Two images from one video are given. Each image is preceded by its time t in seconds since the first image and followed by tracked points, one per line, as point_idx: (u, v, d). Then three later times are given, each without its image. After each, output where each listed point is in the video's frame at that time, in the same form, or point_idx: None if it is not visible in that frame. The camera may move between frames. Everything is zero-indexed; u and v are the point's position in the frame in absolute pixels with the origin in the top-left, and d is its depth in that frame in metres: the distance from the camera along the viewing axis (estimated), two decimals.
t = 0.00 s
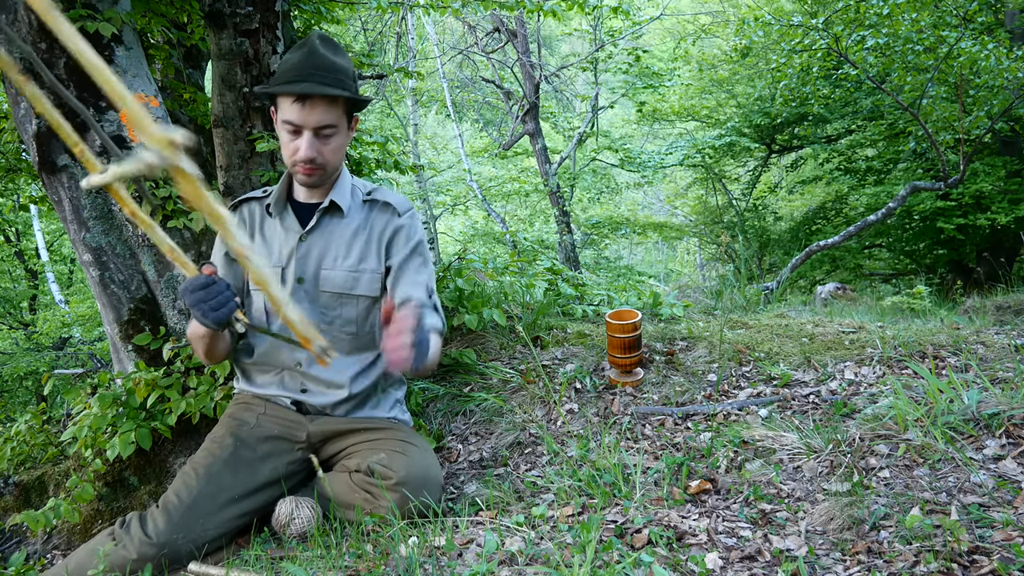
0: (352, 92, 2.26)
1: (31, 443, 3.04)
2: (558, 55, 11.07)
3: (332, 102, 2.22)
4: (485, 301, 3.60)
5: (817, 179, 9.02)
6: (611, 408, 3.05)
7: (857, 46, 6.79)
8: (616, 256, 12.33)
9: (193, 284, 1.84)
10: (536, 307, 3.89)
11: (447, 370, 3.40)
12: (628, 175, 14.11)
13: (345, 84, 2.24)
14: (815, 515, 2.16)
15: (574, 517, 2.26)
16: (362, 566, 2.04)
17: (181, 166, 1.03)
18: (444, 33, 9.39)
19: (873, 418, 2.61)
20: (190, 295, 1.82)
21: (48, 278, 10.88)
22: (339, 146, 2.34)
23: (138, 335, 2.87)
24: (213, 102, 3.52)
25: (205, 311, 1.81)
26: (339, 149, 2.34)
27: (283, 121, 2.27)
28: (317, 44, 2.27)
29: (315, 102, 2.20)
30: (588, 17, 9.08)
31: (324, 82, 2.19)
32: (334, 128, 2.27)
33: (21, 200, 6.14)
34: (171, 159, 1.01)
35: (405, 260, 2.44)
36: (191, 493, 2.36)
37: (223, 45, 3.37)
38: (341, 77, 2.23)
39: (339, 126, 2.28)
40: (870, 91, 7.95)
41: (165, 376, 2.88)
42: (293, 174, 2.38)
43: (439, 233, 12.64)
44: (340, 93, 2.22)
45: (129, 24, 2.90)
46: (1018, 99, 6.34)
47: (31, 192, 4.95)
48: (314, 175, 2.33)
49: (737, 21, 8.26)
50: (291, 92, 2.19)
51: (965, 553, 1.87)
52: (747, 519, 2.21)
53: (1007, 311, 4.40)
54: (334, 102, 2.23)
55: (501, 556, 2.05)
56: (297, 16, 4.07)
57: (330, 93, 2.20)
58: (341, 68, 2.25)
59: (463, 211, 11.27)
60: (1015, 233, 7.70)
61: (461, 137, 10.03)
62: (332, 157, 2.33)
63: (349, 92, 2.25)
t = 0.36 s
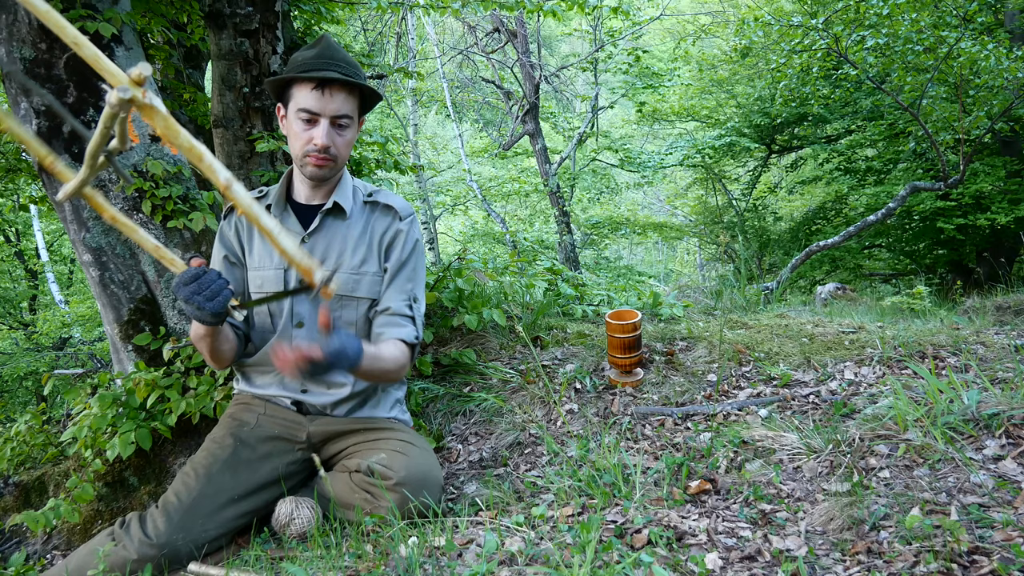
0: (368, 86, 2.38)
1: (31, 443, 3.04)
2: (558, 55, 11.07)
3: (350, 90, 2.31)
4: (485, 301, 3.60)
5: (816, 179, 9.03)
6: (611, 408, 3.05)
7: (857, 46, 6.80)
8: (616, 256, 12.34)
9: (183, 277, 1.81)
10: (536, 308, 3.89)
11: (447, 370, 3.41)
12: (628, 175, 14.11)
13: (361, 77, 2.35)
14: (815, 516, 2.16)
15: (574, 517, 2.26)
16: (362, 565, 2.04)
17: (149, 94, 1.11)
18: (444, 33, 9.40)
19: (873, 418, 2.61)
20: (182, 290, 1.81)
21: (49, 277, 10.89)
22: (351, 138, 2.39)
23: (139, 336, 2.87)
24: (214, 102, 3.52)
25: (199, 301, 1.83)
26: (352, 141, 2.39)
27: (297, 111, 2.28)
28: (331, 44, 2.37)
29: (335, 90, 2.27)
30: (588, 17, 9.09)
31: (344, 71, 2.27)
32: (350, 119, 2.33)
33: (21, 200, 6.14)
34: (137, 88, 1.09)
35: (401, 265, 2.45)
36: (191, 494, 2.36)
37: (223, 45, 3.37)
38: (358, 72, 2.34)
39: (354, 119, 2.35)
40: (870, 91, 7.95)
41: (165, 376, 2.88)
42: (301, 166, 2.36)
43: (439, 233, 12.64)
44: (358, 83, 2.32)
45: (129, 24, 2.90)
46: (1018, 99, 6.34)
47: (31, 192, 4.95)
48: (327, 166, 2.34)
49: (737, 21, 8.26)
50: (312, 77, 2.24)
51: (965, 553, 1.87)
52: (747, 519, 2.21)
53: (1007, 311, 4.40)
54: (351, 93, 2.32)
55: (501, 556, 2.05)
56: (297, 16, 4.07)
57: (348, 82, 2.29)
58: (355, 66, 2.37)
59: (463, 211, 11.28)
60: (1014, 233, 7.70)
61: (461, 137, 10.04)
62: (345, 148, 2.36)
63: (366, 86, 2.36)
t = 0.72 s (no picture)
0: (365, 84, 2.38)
1: (31, 443, 3.04)
2: (558, 55, 11.07)
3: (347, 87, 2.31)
4: (485, 301, 3.60)
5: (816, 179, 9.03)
6: (611, 408, 3.06)
7: (857, 46, 6.81)
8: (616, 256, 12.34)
9: (173, 288, 1.86)
10: (536, 308, 3.89)
11: (447, 370, 3.41)
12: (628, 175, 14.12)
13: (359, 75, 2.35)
14: (815, 516, 2.16)
15: (574, 517, 2.26)
16: (362, 565, 2.04)
17: (114, 102, 0.99)
18: (444, 33, 9.40)
19: (873, 418, 2.61)
20: (176, 300, 1.86)
21: (48, 277, 10.89)
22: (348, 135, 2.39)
23: (139, 336, 2.87)
24: (214, 102, 3.52)
25: (194, 308, 1.88)
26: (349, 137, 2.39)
27: (294, 106, 2.28)
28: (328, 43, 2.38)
29: (331, 85, 2.27)
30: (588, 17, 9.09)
31: (341, 67, 2.27)
32: (347, 114, 2.33)
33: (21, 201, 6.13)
34: (100, 100, 0.97)
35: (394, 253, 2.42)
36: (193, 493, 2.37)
37: (223, 45, 3.38)
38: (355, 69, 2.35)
39: (350, 114, 2.34)
40: (870, 91, 7.95)
41: (165, 377, 2.88)
42: (298, 162, 2.36)
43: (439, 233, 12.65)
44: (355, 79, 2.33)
45: (129, 24, 2.90)
46: (1017, 99, 6.35)
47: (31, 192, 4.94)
48: (324, 162, 2.33)
49: (737, 21, 8.26)
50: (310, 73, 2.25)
51: (965, 553, 1.87)
52: (747, 519, 2.21)
53: (1007, 311, 4.40)
54: (347, 88, 2.32)
55: (501, 556, 2.06)
56: (297, 16, 4.07)
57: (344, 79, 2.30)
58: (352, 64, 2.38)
59: (463, 211, 11.28)
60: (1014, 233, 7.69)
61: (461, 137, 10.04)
62: (341, 144, 2.36)
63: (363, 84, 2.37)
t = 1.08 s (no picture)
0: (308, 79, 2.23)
1: (31, 443, 3.04)
2: (558, 55, 11.06)
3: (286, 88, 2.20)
4: (485, 301, 3.60)
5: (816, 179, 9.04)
6: (611, 408, 3.06)
7: (857, 46, 6.81)
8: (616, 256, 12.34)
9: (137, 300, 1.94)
10: (536, 308, 3.89)
11: (447, 370, 3.41)
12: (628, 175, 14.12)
13: (300, 72, 2.22)
14: (815, 516, 2.16)
15: (574, 517, 2.26)
16: (362, 566, 2.04)
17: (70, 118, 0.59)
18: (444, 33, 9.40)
19: (873, 418, 2.61)
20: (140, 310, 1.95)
21: (48, 277, 10.89)
22: (299, 135, 2.26)
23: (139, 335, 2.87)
24: (214, 103, 3.52)
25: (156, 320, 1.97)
26: (298, 137, 2.26)
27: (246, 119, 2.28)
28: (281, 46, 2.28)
29: (264, 91, 2.20)
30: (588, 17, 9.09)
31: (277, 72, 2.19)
32: (285, 115, 2.20)
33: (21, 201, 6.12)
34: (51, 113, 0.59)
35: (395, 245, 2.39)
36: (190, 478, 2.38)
37: (223, 45, 3.38)
38: (299, 68, 2.22)
39: (292, 116, 2.22)
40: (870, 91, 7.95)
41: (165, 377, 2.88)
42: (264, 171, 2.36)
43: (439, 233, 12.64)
44: (293, 77, 2.21)
45: (129, 24, 2.91)
46: (1017, 99, 6.34)
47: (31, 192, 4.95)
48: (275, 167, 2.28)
49: (737, 21, 8.27)
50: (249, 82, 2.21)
51: (965, 553, 1.86)
52: (747, 519, 2.21)
53: (1007, 311, 4.40)
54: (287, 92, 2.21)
55: (501, 556, 2.06)
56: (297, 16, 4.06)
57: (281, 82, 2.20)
58: (303, 62, 2.25)
59: (463, 211, 11.27)
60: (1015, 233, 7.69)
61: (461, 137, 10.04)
62: (290, 147, 2.26)
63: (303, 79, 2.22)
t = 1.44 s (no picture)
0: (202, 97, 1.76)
1: (31, 443, 3.04)
2: (558, 55, 11.06)
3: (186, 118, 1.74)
4: (485, 301, 3.59)
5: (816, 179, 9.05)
6: (611, 408, 3.05)
7: (857, 46, 6.81)
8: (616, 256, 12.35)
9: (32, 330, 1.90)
10: (536, 307, 3.90)
11: (447, 370, 3.40)
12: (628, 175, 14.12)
13: (191, 92, 1.76)
14: (815, 516, 2.16)
15: (574, 518, 2.27)
16: (362, 566, 2.06)
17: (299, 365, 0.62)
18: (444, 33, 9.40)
19: (873, 418, 2.61)
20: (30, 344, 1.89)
21: (48, 277, 10.89)
22: (217, 162, 1.79)
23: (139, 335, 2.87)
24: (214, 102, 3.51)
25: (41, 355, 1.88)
26: (216, 165, 1.79)
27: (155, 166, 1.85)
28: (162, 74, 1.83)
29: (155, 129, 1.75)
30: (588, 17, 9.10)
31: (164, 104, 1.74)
32: (192, 147, 1.74)
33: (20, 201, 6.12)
34: None
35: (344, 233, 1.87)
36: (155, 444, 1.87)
37: (223, 45, 3.38)
38: (188, 87, 1.77)
39: (198, 144, 1.75)
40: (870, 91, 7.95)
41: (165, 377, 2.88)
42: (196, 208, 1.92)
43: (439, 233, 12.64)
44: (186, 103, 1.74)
45: (129, 24, 2.91)
46: (1017, 99, 6.34)
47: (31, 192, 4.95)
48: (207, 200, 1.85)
49: (737, 21, 8.27)
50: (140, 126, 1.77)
51: (964, 553, 1.87)
52: (747, 519, 2.21)
53: (1007, 311, 4.41)
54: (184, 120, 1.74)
55: (501, 556, 2.06)
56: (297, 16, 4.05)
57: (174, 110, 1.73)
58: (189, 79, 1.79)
59: (463, 211, 11.27)
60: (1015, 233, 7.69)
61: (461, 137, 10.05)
62: (211, 176, 1.80)
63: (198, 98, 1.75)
